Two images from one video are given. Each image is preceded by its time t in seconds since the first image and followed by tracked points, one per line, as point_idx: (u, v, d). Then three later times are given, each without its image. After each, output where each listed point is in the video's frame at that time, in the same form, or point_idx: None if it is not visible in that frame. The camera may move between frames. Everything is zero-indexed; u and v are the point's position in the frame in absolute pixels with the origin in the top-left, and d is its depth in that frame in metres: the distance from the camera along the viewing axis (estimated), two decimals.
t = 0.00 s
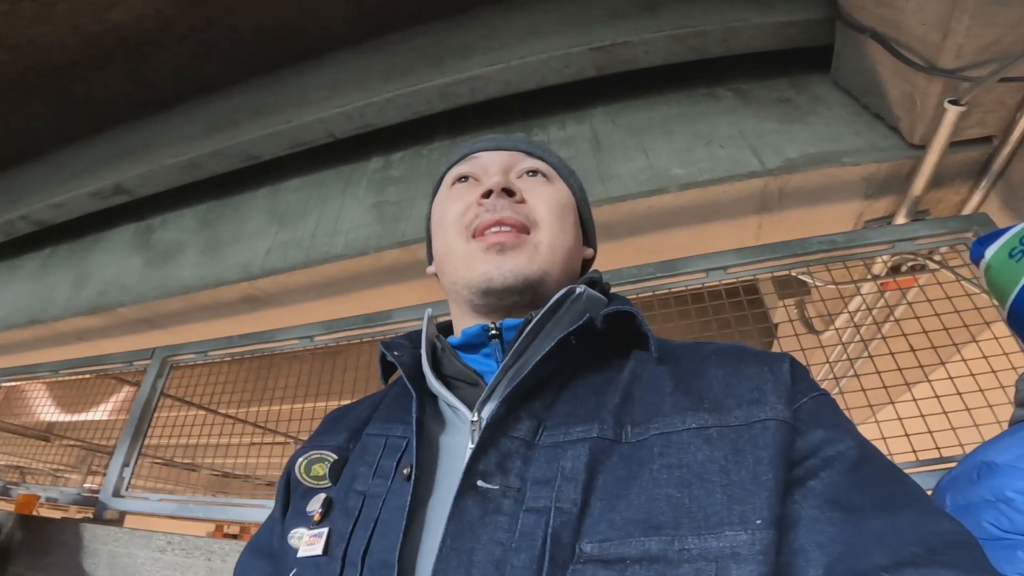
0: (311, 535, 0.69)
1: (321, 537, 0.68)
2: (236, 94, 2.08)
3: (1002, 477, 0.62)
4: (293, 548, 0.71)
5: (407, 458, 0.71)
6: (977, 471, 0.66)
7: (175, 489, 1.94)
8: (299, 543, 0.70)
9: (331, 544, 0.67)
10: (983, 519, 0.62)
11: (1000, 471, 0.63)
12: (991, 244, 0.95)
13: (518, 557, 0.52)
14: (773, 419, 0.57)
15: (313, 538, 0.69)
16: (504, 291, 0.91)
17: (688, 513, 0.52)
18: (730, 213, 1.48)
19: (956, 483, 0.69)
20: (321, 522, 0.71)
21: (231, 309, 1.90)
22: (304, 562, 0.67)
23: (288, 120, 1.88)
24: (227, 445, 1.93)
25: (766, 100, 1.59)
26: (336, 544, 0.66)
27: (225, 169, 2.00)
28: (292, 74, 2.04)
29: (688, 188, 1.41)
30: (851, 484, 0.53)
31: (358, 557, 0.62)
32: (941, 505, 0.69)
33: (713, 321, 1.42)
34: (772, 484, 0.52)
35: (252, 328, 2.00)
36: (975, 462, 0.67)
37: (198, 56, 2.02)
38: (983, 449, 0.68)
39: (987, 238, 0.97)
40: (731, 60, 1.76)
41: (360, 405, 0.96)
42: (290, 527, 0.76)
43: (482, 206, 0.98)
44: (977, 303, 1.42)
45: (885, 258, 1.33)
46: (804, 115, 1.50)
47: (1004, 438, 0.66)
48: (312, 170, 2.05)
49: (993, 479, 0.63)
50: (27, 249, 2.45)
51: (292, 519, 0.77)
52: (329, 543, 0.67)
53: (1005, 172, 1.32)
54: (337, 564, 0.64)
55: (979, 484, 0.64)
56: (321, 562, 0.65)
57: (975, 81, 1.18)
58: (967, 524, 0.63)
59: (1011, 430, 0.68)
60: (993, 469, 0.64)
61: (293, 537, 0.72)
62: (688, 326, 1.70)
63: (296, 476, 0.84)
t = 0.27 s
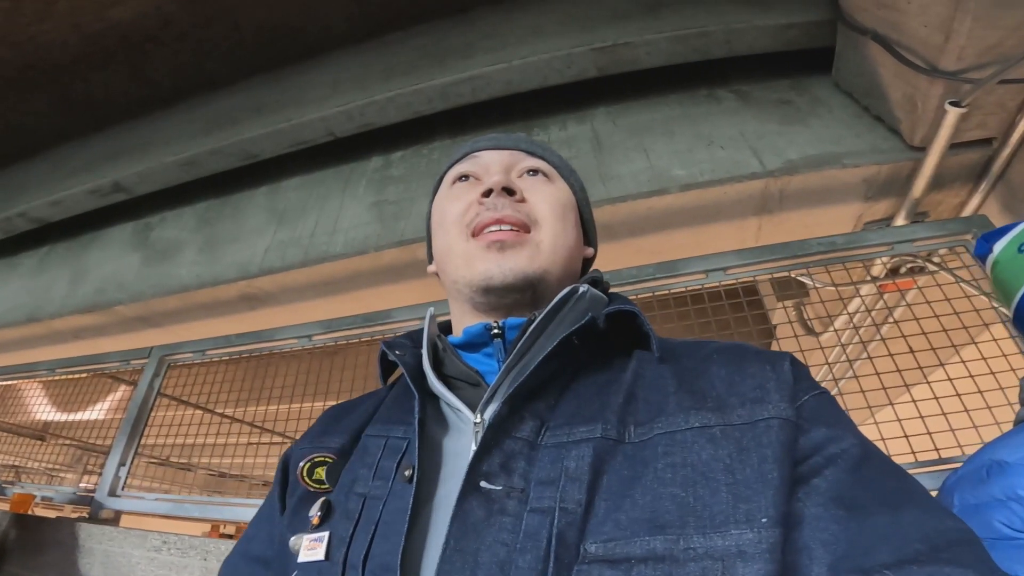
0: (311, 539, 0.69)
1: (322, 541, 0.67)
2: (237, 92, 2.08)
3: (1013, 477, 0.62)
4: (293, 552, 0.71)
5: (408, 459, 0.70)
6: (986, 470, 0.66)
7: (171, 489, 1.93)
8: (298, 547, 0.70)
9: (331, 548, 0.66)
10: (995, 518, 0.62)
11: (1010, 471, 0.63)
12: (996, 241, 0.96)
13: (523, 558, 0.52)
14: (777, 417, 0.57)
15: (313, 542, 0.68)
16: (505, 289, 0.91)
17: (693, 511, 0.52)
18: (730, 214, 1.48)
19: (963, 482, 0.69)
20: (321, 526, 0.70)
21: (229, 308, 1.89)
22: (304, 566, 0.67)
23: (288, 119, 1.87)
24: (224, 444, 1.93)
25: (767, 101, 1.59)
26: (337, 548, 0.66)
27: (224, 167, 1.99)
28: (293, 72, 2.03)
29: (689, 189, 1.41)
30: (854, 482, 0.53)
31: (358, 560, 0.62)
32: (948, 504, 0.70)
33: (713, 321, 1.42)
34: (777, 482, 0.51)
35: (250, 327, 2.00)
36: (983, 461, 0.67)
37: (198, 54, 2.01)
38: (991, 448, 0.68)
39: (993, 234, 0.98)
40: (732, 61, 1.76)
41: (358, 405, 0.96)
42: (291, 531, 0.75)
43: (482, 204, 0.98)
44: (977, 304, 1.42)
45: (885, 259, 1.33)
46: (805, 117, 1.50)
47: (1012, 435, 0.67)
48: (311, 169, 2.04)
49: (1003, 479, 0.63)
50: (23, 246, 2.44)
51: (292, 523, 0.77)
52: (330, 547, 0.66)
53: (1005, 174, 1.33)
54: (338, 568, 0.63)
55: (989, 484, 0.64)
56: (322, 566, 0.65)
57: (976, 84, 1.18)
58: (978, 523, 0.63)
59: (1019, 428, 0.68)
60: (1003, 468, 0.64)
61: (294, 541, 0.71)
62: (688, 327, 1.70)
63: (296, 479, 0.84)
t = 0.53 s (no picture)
0: (303, 540, 0.69)
1: (314, 542, 0.68)
2: (238, 93, 2.08)
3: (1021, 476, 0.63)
4: (285, 551, 0.71)
5: (402, 459, 0.70)
6: (993, 469, 0.66)
7: (171, 489, 1.94)
8: (290, 546, 0.70)
9: (324, 549, 0.66)
10: (1000, 518, 0.62)
11: (1017, 470, 0.63)
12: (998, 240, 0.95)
13: (518, 557, 0.52)
14: (771, 417, 0.57)
15: (306, 543, 0.68)
16: (500, 289, 0.91)
17: (688, 511, 0.52)
18: (731, 214, 1.48)
19: (968, 481, 0.69)
20: (314, 526, 0.70)
21: (230, 309, 1.90)
22: (296, 566, 0.67)
23: (288, 119, 1.88)
24: (225, 445, 1.93)
25: (767, 101, 1.59)
26: (330, 549, 0.66)
27: (225, 168, 2.00)
28: (294, 73, 2.04)
29: (689, 189, 1.41)
30: (848, 482, 0.53)
31: (351, 561, 0.62)
32: (952, 503, 0.70)
33: (713, 322, 1.42)
34: (771, 482, 0.51)
35: (251, 328, 2.00)
36: (989, 460, 0.68)
37: (200, 55, 2.02)
38: (996, 448, 0.68)
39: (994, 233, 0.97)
40: (732, 61, 1.76)
41: (354, 405, 0.96)
42: (285, 531, 0.75)
43: (477, 204, 0.98)
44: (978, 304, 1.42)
45: (886, 259, 1.32)
46: (805, 117, 1.50)
47: (1019, 436, 0.67)
48: (312, 170, 2.05)
49: (1010, 478, 0.63)
50: (26, 247, 2.45)
51: (286, 523, 0.77)
52: (322, 548, 0.67)
53: (1006, 174, 1.32)
54: (330, 569, 0.63)
55: (995, 483, 0.65)
56: (315, 567, 0.65)
57: (976, 83, 1.17)
58: (983, 523, 0.63)
59: None
60: (1010, 467, 0.64)
61: (286, 541, 0.71)
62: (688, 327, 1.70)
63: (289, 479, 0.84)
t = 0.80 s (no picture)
0: (301, 538, 0.69)
1: (312, 540, 0.68)
2: (236, 95, 2.08)
3: (1016, 475, 0.63)
4: (283, 550, 0.71)
5: (400, 459, 0.70)
6: (988, 468, 0.66)
7: (172, 491, 1.94)
8: (288, 545, 0.70)
9: (321, 547, 0.66)
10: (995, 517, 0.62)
11: (1013, 469, 0.63)
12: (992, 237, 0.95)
13: (513, 557, 0.52)
14: (767, 418, 0.57)
15: (303, 541, 0.69)
16: (500, 290, 0.91)
17: (683, 512, 0.52)
18: (730, 214, 1.48)
19: (964, 481, 0.69)
20: (312, 525, 0.71)
21: (229, 310, 1.90)
22: (293, 565, 0.67)
23: (287, 121, 1.88)
24: (225, 447, 1.93)
25: (765, 101, 1.59)
26: (327, 548, 0.66)
27: (224, 170, 2.00)
28: (292, 75, 2.04)
29: (687, 189, 1.41)
30: (844, 483, 0.53)
31: (348, 560, 0.62)
32: (948, 503, 0.69)
33: (712, 321, 1.42)
34: (767, 483, 0.51)
35: (251, 330, 2.00)
36: (984, 459, 0.68)
37: (198, 57, 2.02)
38: (991, 447, 0.68)
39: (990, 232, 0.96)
40: (730, 61, 1.76)
41: (351, 406, 0.95)
42: (283, 530, 0.76)
43: (478, 205, 0.98)
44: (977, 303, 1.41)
45: (885, 258, 1.32)
46: (803, 116, 1.49)
47: (1014, 435, 0.67)
48: (310, 171, 2.05)
49: (1006, 477, 0.63)
50: (25, 250, 2.45)
51: (284, 522, 0.77)
52: (320, 547, 0.67)
53: (1004, 172, 1.32)
54: (327, 567, 0.63)
55: (991, 482, 0.64)
56: (312, 566, 0.65)
57: (974, 81, 1.18)
58: (978, 522, 0.63)
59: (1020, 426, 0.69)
60: (1005, 466, 0.64)
61: (284, 540, 0.71)
62: (687, 327, 1.70)
63: (288, 478, 0.84)
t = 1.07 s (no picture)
0: (303, 539, 0.69)
1: (314, 541, 0.67)
2: (234, 94, 2.08)
3: (1008, 478, 0.62)
4: (285, 551, 0.71)
5: (402, 459, 0.70)
6: (981, 470, 0.66)
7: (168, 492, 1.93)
8: (289, 546, 0.70)
9: (324, 548, 0.66)
10: (988, 520, 0.62)
11: (1006, 471, 0.63)
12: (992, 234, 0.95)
13: (516, 558, 0.52)
14: (770, 420, 0.57)
15: (305, 542, 0.68)
16: (502, 291, 0.91)
17: (686, 513, 0.52)
18: (728, 214, 1.48)
19: (959, 482, 0.69)
20: (314, 526, 0.70)
21: (226, 310, 1.89)
22: (295, 566, 0.67)
23: (284, 121, 1.87)
24: (222, 447, 1.92)
25: (764, 101, 1.59)
26: (329, 549, 0.66)
27: (221, 169, 1.99)
28: (290, 74, 2.03)
29: (686, 189, 1.41)
30: (847, 484, 0.53)
31: (350, 560, 0.62)
32: (943, 504, 0.69)
33: (711, 321, 1.42)
34: (769, 484, 0.51)
35: (248, 330, 2.00)
36: (979, 461, 0.67)
37: (195, 56, 2.01)
38: (987, 448, 0.68)
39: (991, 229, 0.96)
40: (728, 61, 1.76)
41: (350, 407, 0.95)
42: (285, 531, 0.75)
43: (481, 205, 0.98)
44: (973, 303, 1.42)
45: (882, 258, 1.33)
46: (801, 117, 1.50)
47: (1009, 436, 0.67)
48: (308, 171, 2.04)
49: (998, 479, 0.63)
50: (21, 250, 2.44)
51: (285, 523, 0.77)
52: (322, 548, 0.67)
53: (1000, 172, 1.33)
54: (330, 568, 0.63)
55: (983, 484, 0.64)
56: (315, 567, 0.65)
57: (972, 82, 1.18)
58: (971, 525, 0.63)
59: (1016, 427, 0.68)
60: (998, 468, 0.64)
61: (285, 541, 0.71)
62: (685, 327, 1.70)
63: (288, 478, 0.84)
